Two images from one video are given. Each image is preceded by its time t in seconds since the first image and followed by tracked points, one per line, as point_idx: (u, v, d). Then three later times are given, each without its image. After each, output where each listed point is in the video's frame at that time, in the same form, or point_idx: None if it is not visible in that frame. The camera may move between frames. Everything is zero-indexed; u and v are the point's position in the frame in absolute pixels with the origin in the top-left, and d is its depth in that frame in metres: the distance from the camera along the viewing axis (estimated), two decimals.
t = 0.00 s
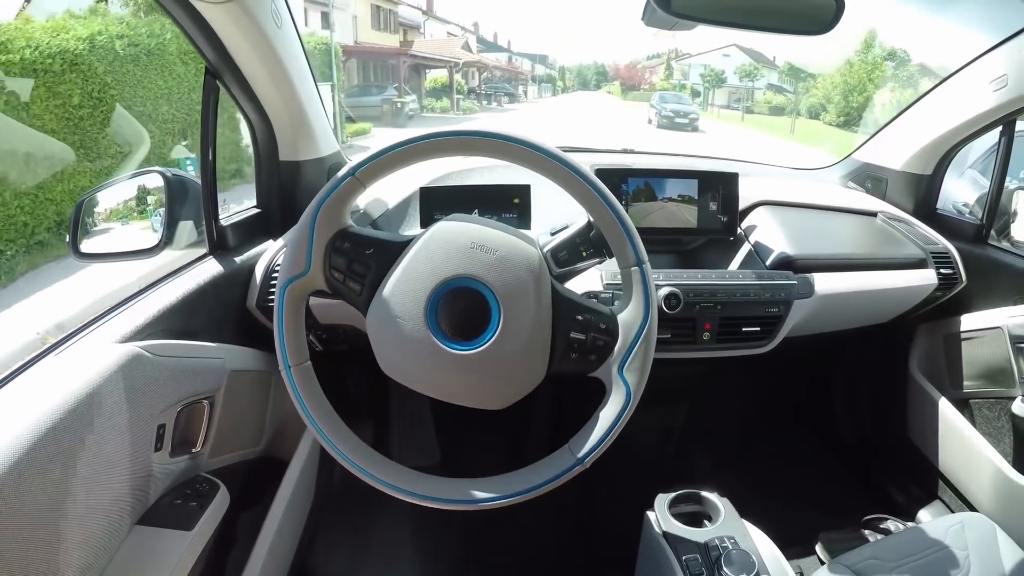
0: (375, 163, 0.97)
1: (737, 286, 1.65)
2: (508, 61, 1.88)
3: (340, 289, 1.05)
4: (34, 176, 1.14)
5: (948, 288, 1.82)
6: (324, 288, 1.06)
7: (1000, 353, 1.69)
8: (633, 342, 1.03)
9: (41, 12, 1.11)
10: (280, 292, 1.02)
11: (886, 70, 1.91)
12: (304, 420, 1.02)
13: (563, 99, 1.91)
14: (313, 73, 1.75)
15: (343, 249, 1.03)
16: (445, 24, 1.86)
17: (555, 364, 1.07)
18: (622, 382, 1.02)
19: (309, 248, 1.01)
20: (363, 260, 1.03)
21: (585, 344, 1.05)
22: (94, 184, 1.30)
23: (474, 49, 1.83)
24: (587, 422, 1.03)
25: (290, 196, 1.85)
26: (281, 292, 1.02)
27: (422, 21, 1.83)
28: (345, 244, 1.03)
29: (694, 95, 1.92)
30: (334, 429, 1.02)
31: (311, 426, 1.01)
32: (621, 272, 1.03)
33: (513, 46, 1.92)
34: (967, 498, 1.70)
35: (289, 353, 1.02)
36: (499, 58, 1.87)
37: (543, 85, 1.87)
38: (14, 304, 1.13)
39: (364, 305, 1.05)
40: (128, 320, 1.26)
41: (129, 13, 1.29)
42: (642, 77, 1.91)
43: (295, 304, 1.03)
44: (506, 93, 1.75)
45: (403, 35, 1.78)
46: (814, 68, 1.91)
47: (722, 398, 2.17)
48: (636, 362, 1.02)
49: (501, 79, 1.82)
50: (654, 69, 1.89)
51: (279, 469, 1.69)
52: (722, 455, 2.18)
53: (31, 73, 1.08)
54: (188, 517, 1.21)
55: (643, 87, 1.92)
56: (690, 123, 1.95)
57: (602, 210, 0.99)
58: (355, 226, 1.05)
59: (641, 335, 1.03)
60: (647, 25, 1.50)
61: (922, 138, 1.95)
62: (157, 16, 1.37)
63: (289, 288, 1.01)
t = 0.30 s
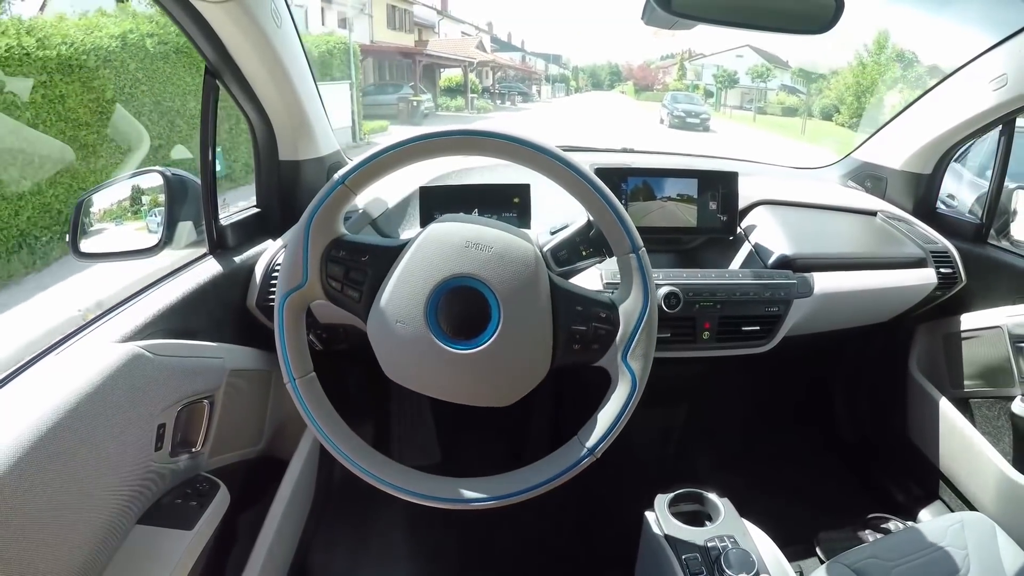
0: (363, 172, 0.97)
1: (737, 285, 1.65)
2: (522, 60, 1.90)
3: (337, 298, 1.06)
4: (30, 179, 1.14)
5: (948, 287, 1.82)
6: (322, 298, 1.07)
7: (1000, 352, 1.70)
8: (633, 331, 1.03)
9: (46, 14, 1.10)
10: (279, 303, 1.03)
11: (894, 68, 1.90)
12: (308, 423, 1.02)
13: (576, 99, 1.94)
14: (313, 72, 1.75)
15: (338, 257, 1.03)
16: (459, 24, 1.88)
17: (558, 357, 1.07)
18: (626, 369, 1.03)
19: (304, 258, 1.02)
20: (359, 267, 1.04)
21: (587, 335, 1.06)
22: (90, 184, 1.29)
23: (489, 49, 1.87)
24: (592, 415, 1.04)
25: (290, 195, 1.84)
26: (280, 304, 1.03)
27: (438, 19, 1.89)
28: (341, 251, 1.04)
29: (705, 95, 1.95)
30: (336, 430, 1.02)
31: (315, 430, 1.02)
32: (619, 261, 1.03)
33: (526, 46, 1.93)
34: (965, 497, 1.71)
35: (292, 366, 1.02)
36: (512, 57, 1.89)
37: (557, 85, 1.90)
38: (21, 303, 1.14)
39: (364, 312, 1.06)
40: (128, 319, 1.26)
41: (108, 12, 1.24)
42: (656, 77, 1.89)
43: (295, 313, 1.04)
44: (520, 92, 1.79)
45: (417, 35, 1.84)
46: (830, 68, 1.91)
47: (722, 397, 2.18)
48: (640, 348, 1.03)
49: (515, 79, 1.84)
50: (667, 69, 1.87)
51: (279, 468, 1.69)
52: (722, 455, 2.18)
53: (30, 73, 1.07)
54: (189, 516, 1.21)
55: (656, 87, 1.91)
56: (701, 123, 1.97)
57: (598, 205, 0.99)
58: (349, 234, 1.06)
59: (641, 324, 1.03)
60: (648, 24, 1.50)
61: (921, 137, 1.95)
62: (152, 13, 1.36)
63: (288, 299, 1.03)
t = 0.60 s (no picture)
0: (361, 171, 0.97)
1: (737, 283, 1.64)
2: (537, 60, 1.85)
3: (337, 298, 1.06)
4: (29, 179, 1.13)
5: (948, 285, 1.82)
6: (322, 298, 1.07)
7: (1000, 349, 1.70)
8: (633, 328, 1.04)
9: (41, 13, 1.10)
10: (279, 302, 1.03)
11: (901, 69, 1.91)
12: (308, 423, 1.02)
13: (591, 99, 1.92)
14: (311, 71, 1.76)
15: (337, 257, 1.03)
16: (475, 23, 1.85)
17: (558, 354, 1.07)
18: (626, 366, 1.03)
19: (303, 258, 1.02)
20: (359, 267, 1.04)
21: (587, 333, 1.06)
22: (96, 182, 1.31)
23: (503, 48, 1.82)
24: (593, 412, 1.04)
25: (290, 194, 1.85)
26: (281, 302, 1.03)
27: (454, 19, 1.82)
28: (340, 251, 1.04)
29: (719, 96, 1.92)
30: (337, 430, 1.02)
31: (315, 429, 1.02)
32: (618, 258, 1.03)
33: (541, 45, 1.90)
34: (966, 495, 1.71)
35: (292, 365, 1.03)
36: (528, 56, 1.83)
37: (571, 84, 1.87)
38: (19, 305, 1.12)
39: (364, 312, 1.06)
40: (128, 319, 1.26)
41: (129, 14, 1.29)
42: (671, 77, 1.88)
43: (295, 314, 1.04)
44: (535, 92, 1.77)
45: (434, 34, 1.78)
46: (843, 65, 1.89)
47: (722, 395, 2.18)
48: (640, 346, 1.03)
49: (530, 78, 1.80)
50: (682, 69, 1.87)
51: (278, 469, 1.69)
52: (722, 453, 2.18)
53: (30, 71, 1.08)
54: (189, 516, 1.21)
55: (671, 87, 1.91)
56: (714, 122, 1.96)
57: (598, 203, 0.99)
58: (347, 234, 1.06)
59: (641, 320, 1.03)
60: (646, 23, 1.50)
61: (921, 135, 1.95)
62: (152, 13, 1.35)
63: (288, 299, 1.03)
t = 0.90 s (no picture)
0: (360, 171, 0.97)
1: (736, 284, 1.65)
2: (550, 60, 1.85)
3: (337, 298, 1.07)
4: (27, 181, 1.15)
5: (948, 285, 1.82)
6: (323, 298, 1.07)
7: (1000, 349, 1.70)
8: (633, 328, 1.04)
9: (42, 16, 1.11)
10: (279, 302, 1.03)
11: (910, 72, 1.92)
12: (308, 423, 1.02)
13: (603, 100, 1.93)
14: (312, 71, 1.76)
15: (337, 257, 1.03)
16: (487, 24, 1.84)
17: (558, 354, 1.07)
18: (626, 366, 1.03)
19: (303, 258, 1.02)
20: (359, 267, 1.04)
21: (586, 333, 1.06)
22: (94, 182, 1.32)
23: (517, 49, 1.81)
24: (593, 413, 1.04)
25: (290, 194, 1.85)
26: (281, 302, 1.03)
27: (467, 20, 1.79)
28: (340, 251, 1.04)
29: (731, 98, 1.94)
30: (337, 431, 1.02)
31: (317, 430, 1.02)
32: (618, 258, 1.03)
33: (553, 46, 1.90)
34: (966, 495, 1.71)
35: (292, 365, 1.03)
36: (540, 57, 1.84)
37: (584, 85, 1.88)
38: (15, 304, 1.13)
39: (364, 312, 1.06)
40: (128, 319, 1.26)
41: (126, 14, 1.29)
42: (682, 78, 1.90)
43: (294, 314, 1.04)
44: (548, 92, 1.80)
45: (448, 35, 1.77)
46: (856, 68, 1.89)
47: (722, 395, 2.18)
48: (640, 347, 1.03)
49: (543, 79, 1.82)
50: (694, 71, 1.88)
51: (278, 469, 1.69)
52: (722, 453, 2.18)
53: (29, 73, 1.08)
54: (190, 516, 1.21)
55: (682, 88, 1.92)
56: (724, 123, 1.97)
57: (598, 204, 0.99)
58: (347, 234, 1.06)
59: (641, 320, 1.03)
60: (646, 22, 1.50)
61: (920, 135, 1.95)
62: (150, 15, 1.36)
63: (288, 299, 1.03)
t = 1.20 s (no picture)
0: (364, 172, 0.97)
1: (735, 285, 1.65)
2: (564, 62, 2.06)
3: (337, 298, 1.07)
4: (30, 181, 1.15)
5: (947, 288, 1.83)
6: (323, 298, 1.08)
7: (999, 351, 1.70)
8: (633, 331, 1.04)
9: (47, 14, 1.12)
10: (279, 303, 1.04)
11: (918, 77, 1.93)
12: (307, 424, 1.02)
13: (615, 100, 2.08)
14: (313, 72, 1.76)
15: (337, 257, 1.04)
16: (502, 28, 2.06)
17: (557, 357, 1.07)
18: (624, 369, 1.04)
19: (303, 258, 1.02)
20: (359, 268, 1.04)
21: (586, 336, 1.06)
22: (94, 183, 1.31)
23: (530, 51, 2.03)
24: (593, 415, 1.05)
25: (290, 195, 1.85)
26: (280, 302, 1.03)
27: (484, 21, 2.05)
28: (341, 252, 1.04)
29: (745, 100, 2.07)
30: (338, 432, 1.03)
31: (317, 432, 1.02)
32: (618, 262, 1.03)
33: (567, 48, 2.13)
34: (965, 497, 1.71)
35: (291, 365, 1.03)
36: (555, 59, 2.06)
37: (597, 87, 2.05)
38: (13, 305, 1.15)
39: (364, 312, 1.07)
40: (128, 320, 1.26)
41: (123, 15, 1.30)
42: (695, 81, 2.14)
43: (295, 313, 1.04)
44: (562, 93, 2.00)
45: (462, 36, 2.00)
46: (867, 73, 2.01)
47: (721, 396, 2.18)
48: (639, 350, 1.03)
49: (557, 80, 2.02)
50: (707, 73, 2.11)
51: (277, 469, 1.69)
52: (721, 454, 2.18)
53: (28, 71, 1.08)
54: (189, 517, 1.21)
55: (695, 89, 2.15)
56: (736, 125, 2.06)
57: (598, 207, 0.99)
58: (348, 234, 1.06)
59: (640, 323, 1.03)
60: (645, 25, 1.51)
61: (919, 137, 1.96)
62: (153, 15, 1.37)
63: (288, 299, 1.03)
